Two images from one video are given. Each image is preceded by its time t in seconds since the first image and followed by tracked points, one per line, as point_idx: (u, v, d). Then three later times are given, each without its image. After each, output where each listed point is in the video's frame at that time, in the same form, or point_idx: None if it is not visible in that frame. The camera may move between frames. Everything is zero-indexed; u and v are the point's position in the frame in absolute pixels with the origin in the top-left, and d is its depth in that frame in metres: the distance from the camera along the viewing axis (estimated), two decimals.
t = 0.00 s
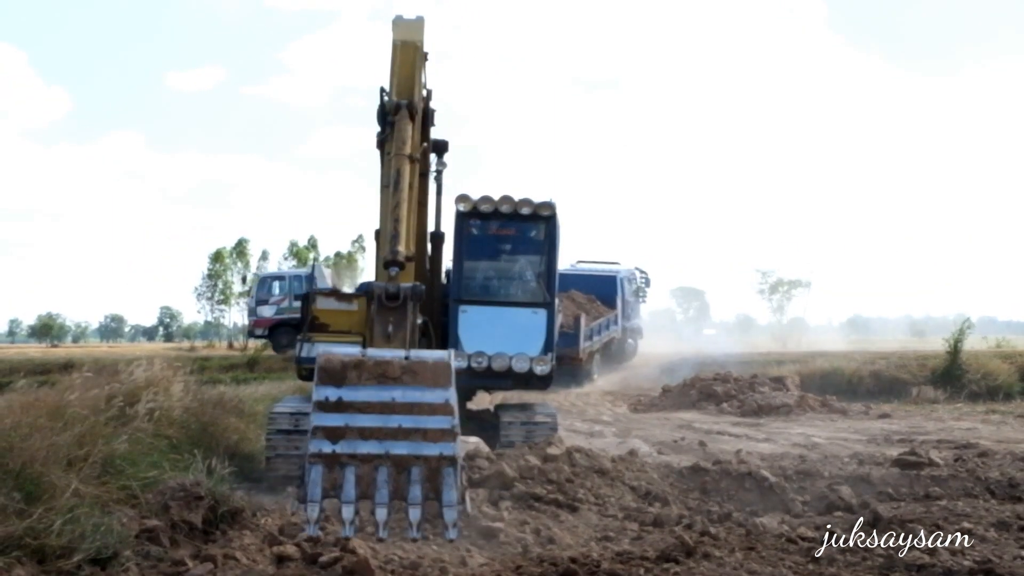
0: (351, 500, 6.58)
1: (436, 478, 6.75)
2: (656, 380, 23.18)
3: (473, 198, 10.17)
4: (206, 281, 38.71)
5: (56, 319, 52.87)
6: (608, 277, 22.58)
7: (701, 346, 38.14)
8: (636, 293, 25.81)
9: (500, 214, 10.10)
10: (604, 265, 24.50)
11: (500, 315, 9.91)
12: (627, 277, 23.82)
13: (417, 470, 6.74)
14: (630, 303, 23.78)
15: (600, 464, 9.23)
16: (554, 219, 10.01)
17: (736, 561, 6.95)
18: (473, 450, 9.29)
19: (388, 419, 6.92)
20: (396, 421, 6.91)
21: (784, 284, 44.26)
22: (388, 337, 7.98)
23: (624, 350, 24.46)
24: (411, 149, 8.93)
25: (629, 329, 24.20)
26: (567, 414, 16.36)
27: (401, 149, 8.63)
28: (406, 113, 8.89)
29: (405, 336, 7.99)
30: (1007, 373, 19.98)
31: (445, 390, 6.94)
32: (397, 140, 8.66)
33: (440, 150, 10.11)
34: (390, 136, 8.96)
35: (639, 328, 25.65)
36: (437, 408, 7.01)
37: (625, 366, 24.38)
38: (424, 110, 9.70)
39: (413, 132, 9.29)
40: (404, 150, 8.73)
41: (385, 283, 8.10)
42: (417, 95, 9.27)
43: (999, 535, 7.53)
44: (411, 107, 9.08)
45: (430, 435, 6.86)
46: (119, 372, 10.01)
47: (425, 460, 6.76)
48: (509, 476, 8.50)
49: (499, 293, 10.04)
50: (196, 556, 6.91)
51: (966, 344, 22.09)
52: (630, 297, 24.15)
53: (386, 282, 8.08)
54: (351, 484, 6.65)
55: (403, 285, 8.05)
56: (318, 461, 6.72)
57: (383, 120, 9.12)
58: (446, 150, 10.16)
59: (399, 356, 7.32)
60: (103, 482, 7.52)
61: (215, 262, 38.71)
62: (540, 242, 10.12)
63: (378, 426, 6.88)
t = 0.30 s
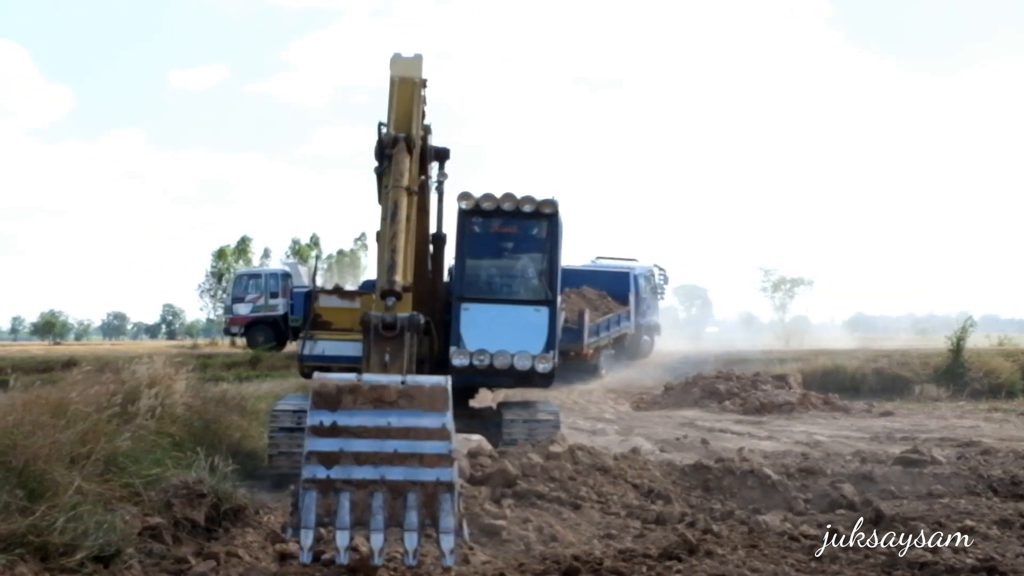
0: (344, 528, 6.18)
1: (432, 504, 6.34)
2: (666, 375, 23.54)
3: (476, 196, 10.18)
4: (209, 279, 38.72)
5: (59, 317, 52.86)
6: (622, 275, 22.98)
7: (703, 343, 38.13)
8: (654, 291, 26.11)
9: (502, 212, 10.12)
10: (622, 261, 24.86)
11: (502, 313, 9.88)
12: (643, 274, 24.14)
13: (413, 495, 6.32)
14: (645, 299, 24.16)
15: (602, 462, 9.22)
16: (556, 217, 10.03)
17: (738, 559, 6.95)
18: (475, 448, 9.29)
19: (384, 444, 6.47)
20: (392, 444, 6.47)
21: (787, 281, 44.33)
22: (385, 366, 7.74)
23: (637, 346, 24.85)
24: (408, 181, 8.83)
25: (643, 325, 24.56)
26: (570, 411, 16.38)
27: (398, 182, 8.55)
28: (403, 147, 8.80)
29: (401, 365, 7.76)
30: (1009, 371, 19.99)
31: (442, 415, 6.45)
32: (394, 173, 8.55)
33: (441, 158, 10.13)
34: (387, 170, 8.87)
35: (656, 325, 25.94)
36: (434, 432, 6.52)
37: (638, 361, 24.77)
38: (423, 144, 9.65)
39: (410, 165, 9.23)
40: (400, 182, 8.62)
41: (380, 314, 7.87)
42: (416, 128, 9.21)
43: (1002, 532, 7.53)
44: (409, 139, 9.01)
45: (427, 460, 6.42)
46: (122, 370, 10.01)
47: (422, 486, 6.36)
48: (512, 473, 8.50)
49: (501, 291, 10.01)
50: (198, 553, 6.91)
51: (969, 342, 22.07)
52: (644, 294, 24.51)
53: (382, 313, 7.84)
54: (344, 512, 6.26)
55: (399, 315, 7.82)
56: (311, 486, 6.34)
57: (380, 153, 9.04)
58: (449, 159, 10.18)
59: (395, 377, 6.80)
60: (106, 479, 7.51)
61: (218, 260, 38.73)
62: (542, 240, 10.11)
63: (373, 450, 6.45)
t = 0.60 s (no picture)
0: None
1: (430, 551, 5.88)
2: (681, 370, 23.89)
3: (480, 196, 10.19)
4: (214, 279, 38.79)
5: (65, 318, 52.96)
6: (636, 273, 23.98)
7: (709, 341, 38.17)
8: (674, 287, 26.46)
9: (506, 211, 10.12)
10: (641, 258, 25.56)
11: (506, 313, 9.87)
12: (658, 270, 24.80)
13: (412, 544, 5.87)
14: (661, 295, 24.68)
15: (608, 461, 9.20)
16: (560, 216, 10.03)
17: (745, 558, 6.94)
18: (481, 448, 9.30)
19: (381, 490, 5.90)
20: (390, 492, 5.91)
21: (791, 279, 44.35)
22: (384, 386, 7.24)
23: (654, 343, 25.21)
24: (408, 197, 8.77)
25: (659, 321, 24.98)
26: (576, 410, 16.40)
27: (398, 198, 8.50)
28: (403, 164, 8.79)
29: (401, 386, 7.28)
30: (1015, 368, 19.95)
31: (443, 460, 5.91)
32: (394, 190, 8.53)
33: (445, 162, 10.10)
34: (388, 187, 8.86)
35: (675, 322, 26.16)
36: (434, 478, 5.95)
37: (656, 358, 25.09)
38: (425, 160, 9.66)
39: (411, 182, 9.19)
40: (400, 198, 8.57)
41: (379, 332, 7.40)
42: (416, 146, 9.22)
43: (1009, 530, 7.52)
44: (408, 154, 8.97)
45: (427, 508, 5.90)
46: (128, 371, 10.03)
47: (421, 532, 5.89)
48: (518, 473, 8.50)
49: (506, 291, 10.00)
50: (205, 554, 6.91)
51: (975, 339, 22.05)
52: (659, 291, 25.01)
53: (380, 331, 7.38)
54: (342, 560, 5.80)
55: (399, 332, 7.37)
56: (308, 532, 5.85)
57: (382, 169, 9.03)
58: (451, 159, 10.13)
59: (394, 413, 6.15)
60: (112, 480, 7.52)
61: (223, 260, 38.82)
62: (546, 239, 10.10)
63: (371, 496, 5.89)
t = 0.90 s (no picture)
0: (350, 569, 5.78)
1: (434, 541, 5.88)
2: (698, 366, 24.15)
3: (487, 195, 10.18)
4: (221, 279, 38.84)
5: (73, 317, 52.98)
6: (655, 270, 24.57)
7: (717, 340, 38.17)
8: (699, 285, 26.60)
9: (513, 210, 10.10)
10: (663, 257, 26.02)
11: (513, 312, 9.86)
12: (678, 268, 25.14)
13: (417, 533, 5.86)
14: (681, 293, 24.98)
15: (614, 460, 9.19)
16: (567, 215, 10.02)
17: (752, 558, 6.93)
18: (488, 447, 9.29)
19: (386, 480, 5.88)
20: (395, 482, 5.88)
21: (798, 279, 44.28)
22: (390, 368, 6.78)
23: (674, 340, 25.41)
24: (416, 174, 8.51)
25: (679, 318, 25.19)
26: (583, 410, 16.38)
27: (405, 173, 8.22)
28: (411, 138, 8.51)
29: (408, 366, 6.78)
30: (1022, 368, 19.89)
31: (447, 452, 5.86)
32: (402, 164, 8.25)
33: (451, 153, 10.15)
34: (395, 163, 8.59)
35: (699, 319, 26.22)
36: (438, 468, 5.91)
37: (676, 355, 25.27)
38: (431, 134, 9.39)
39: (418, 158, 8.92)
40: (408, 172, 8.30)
41: (385, 312, 6.91)
42: (423, 120, 8.96)
43: (1017, 530, 7.50)
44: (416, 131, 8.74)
45: (430, 498, 5.87)
46: (135, 370, 10.02)
47: (425, 522, 5.88)
48: (524, 473, 8.49)
49: (513, 290, 9.98)
50: (211, 554, 6.90)
51: (982, 339, 22.00)
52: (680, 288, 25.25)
53: (387, 311, 6.89)
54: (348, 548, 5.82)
55: (406, 313, 6.86)
56: (315, 520, 5.87)
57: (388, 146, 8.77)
58: (457, 152, 10.21)
59: (398, 402, 6.10)
60: (119, 479, 7.52)
61: (231, 260, 38.87)
62: (553, 239, 10.08)
63: (376, 486, 5.87)
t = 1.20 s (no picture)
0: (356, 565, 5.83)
1: (437, 537, 5.91)
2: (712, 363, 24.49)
3: (489, 194, 10.16)
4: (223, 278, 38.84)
5: (76, 315, 52.99)
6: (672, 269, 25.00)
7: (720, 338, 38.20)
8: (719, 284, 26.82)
9: (515, 209, 10.08)
10: (684, 256, 26.40)
11: (515, 310, 9.86)
12: (697, 267, 25.47)
13: (420, 529, 5.91)
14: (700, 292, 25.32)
15: (617, 459, 9.18)
16: (570, 214, 10.00)
17: (754, 557, 6.93)
18: (491, 446, 9.29)
19: (389, 479, 5.88)
20: (398, 481, 5.88)
21: (800, 278, 44.31)
22: (392, 357, 6.73)
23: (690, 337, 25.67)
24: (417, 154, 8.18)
25: (696, 317, 25.47)
26: (586, 409, 16.38)
27: (406, 153, 7.88)
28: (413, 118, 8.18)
29: (411, 355, 6.75)
30: None
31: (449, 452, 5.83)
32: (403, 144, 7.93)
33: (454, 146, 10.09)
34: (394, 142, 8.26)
35: (718, 319, 26.33)
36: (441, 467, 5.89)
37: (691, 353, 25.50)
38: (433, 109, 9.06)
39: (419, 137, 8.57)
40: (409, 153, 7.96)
41: (387, 301, 6.88)
42: (424, 97, 8.55)
43: (1019, 529, 7.49)
44: (417, 109, 8.35)
45: (433, 496, 5.89)
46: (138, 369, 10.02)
47: (428, 518, 5.92)
48: (527, 472, 8.49)
49: (515, 288, 9.98)
50: (214, 552, 6.90)
51: (985, 339, 21.98)
52: (698, 287, 25.58)
53: (389, 300, 6.86)
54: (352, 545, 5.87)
55: (408, 301, 6.84)
56: (321, 517, 5.93)
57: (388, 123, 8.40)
58: (459, 145, 10.12)
59: (402, 400, 6.05)
60: (122, 478, 7.52)
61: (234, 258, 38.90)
62: (555, 238, 10.07)
63: (379, 485, 5.88)
